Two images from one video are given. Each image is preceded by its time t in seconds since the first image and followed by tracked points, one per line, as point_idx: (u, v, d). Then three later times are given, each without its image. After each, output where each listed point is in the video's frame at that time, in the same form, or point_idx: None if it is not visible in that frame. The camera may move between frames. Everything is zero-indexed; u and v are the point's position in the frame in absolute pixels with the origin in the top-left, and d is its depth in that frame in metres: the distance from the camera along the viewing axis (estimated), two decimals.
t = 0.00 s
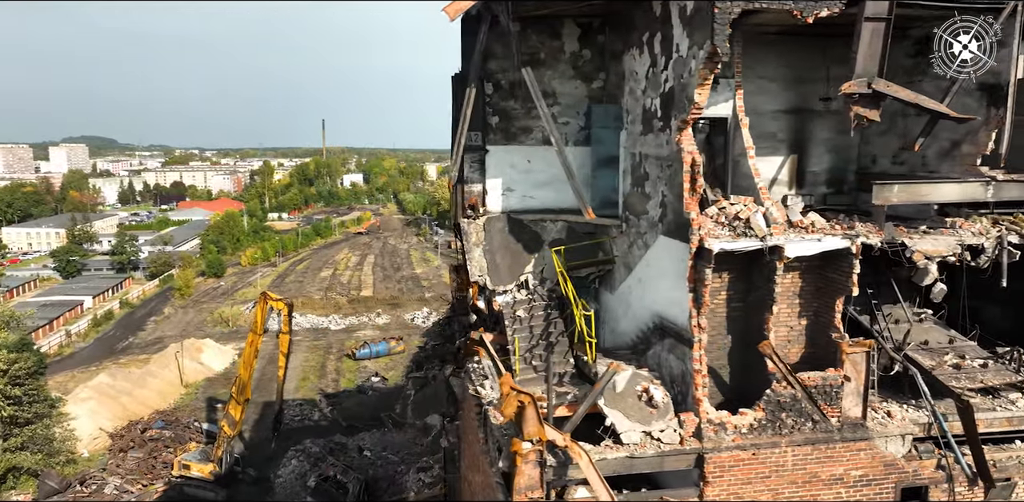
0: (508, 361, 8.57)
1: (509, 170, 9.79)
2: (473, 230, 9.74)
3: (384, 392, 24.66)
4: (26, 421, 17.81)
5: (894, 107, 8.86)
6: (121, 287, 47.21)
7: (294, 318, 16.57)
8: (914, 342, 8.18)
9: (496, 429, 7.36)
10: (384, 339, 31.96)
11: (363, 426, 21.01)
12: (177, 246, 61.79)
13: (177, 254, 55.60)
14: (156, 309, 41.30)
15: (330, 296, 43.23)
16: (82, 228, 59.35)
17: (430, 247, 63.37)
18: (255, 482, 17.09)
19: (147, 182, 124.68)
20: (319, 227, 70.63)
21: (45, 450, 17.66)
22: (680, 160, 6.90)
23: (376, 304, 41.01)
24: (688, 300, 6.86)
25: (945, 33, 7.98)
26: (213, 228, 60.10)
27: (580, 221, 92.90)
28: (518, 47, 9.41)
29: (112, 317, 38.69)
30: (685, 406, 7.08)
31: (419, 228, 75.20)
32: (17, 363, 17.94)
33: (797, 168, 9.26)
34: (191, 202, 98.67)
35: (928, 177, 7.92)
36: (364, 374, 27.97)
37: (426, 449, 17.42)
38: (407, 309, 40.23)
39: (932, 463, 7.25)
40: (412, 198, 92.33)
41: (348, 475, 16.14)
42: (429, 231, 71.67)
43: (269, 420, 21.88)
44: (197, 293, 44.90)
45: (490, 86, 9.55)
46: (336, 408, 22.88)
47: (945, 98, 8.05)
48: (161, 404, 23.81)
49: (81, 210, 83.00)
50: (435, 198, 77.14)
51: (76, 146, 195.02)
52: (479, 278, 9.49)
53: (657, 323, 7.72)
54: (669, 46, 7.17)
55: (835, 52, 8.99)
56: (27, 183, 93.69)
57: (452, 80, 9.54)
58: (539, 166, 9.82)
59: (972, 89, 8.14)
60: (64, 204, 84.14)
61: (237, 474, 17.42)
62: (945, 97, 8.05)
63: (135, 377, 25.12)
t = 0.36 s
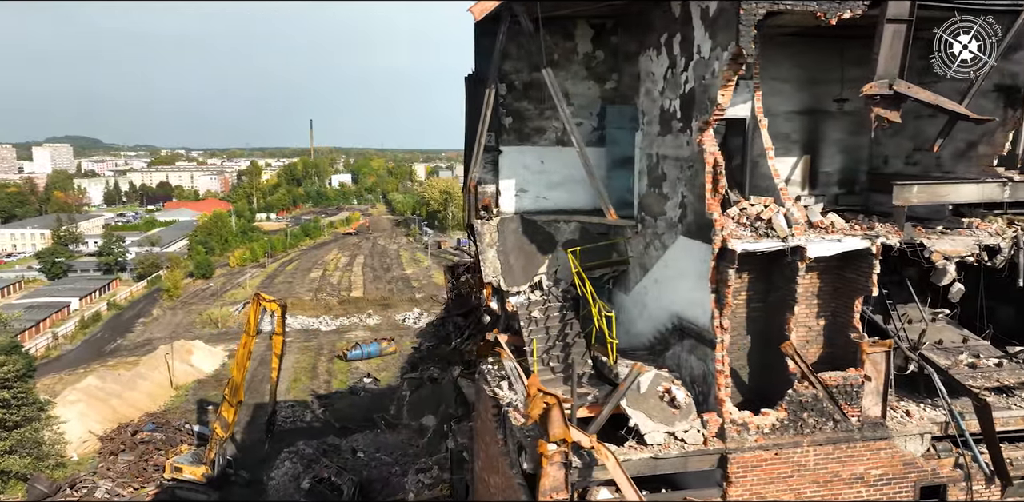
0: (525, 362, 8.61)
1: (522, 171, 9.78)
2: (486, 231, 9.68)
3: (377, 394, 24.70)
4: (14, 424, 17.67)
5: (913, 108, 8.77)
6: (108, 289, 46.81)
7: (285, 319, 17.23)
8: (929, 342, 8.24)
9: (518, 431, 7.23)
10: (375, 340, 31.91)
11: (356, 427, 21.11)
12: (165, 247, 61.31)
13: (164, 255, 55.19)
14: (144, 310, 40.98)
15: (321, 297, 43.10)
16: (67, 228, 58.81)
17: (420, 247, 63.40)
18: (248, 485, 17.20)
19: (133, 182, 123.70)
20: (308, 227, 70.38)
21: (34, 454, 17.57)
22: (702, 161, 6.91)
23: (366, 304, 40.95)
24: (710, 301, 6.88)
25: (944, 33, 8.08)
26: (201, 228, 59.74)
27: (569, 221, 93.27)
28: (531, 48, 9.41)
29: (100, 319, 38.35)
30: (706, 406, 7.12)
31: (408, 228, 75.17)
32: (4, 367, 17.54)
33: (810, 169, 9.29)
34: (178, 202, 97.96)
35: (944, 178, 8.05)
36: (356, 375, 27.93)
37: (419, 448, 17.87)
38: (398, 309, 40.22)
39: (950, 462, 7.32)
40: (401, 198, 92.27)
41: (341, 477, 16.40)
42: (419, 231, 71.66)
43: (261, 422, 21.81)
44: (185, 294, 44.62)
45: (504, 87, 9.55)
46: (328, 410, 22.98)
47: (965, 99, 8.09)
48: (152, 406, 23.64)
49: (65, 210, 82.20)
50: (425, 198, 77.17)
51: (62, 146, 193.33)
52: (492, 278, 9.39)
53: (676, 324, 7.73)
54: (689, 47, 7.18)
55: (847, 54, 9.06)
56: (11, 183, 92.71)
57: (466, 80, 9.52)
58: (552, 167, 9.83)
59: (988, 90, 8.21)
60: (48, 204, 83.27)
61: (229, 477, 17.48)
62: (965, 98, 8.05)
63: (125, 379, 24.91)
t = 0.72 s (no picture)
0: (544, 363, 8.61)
1: (535, 171, 9.80)
2: (501, 231, 9.63)
3: (369, 395, 24.68)
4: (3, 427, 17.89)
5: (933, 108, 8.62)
6: (95, 290, 46.34)
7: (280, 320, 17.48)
8: (943, 340, 8.31)
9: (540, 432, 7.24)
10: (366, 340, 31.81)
11: (348, 428, 21.14)
12: (152, 247, 60.78)
13: (152, 255, 54.73)
14: (132, 311, 40.62)
15: (310, 297, 42.90)
16: (52, 228, 58.21)
17: (409, 247, 63.29)
18: (241, 487, 17.08)
19: (119, 182, 122.57)
20: (297, 227, 70.04)
21: (22, 457, 17.46)
22: (723, 161, 6.94)
23: (356, 305, 40.85)
24: (732, 301, 6.90)
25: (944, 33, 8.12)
26: (189, 228, 59.27)
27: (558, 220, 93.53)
28: (545, 48, 9.40)
29: (87, 320, 38.01)
30: (728, 406, 7.13)
31: (397, 228, 75.01)
32: None
33: (822, 169, 9.36)
34: (164, 202, 97.19)
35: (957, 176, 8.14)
36: (347, 376, 27.86)
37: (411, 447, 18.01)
38: (389, 310, 40.14)
39: (967, 459, 7.43)
40: (390, 198, 92.09)
41: (336, 478, 16.24)
42: (409, 231, 71.51)
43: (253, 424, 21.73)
44: (173, 295, 44.32)
45: (518, 86, 9.55)
46: (320, 411, 22.93)
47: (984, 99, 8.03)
48: (141, 408, 23.48)
49: (49, 210, 81.22)
50: (414, 199, 77.03)
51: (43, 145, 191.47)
52: (507, 279, 9.44)
53: (695, 323, 7.75)
54: (709, 47, 7.20)
55: (859, 54, 9.11)
56: None
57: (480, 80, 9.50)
58: (565, 167, 9.85)
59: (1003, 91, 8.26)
60: (32, 204, 82.31)
61: (222, 479, 17.47)
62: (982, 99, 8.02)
63: (114, 381, 24.71)
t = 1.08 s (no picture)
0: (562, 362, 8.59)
1: (549, 171, 9.80)
2: (515, 231, 9.59)
3: (362, 396, 24.64)
4: None
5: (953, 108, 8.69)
6: (81, 292, 45.80)
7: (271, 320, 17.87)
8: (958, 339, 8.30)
9: (561, 432, 7.19)
10: (357, 341, 31.74)
11: (339, 430, 21.15)
12: (139, 248, 60.20)
13: (138, 256, 54.22)
14: (119, 313, 40.24)
15: (300, 298, 42.71)
16: (35, 229, 57.55)
17: (398, 247, 63.20)
18: (233, 490, 17.38)
19: (103, 183, 121.36)
20: (285, 228, 69.66)
21: (10, 461, 17.32)
22: (745, 161, 6.98)
23: (346, 305, 40.78)
24: (755, 300, 6.92)
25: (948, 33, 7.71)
26: (176, 229, 58.77)
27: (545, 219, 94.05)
28: (559, 48, 9.41)
29: (73, 322, 37.62)
30: (750, 405, 7.15)
31: (385, 229, 74.90)
32: None
33: (835, 169, 9.41)
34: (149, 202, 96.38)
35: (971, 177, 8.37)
36: (338, 377, 27.80)
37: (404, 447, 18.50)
38: (379, 310, 40.09)
39: (985, 456, 7.47)
40: (378, 198, 91.89)
41: (330, 480, 16.72)
42: (397, 231, 71.39)
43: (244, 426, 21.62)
44: (161, 296, 43.97)
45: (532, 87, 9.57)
46: (312, 413, 22.80)
47: (1002, 100, 8.07)
48: (130, 411, 23.27)
49: (32, 210, 80.24)
50: (402, 199, 76.97)
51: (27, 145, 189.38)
52: (521, 279, 9.37)
53: (715, 323, 7.77)
54: (730, 47, 7.22)
55: (871, 55, 9.16)
56: None
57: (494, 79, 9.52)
58: (579, 166, 9.83)
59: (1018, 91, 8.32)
60: (14, 205, 81.25)
61: (214, 482, 17.71)
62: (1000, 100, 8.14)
63: (102, 384, 24.46)
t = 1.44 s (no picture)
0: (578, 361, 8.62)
1: (562, 170, 9.79)
2: (529, 231, 9.53)
3: (353, 399, 24.95)
4: None
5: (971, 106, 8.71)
6: (65, 294, 45.15)
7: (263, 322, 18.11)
8: (971, 336, 8.40)
9: (582, 431, 7.17)
10: (347, 342, 31.65)
11: (331, 432, 21.38)
12: (124, 250, 59.48)
13: (123, 258, 53.60)
14: (105, 315, 39.78)
15: (288, 299, 42.47)
16: (16, 230, 56.72)
17: (386, 247, 63.07)
18: (223, 492, 17.43)
19: (86, 183, 119.86)
20: (272, 228, 69.19)
21: None
22: (766, 160, 7.00)
23: (335, 306, 40.64)
24: (776, 299, 6.94)
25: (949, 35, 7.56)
26: (161, 230, 58.11)
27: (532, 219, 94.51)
28: (571, 47, 9.39)
29: (58, 324, 37.11)
30: (771, 404, 7.18)
31: (373, 229, 74.75)
32: None
33: (847, 168, 9.48)
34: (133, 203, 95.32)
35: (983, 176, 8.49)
36: (328, 378, 27.73)
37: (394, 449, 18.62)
38: (368, 311, 39.97)
39: (1001, 453, 7.44)
40: (366, 199, 91.65)
41: (323, 482, 16.78)
42: (385, 231, 71.23)
43: (234, 429, 21.58)
44: (146, 298, 43.53)
45: (545, 86, 9.58)
46: (302, 415, 22.99)
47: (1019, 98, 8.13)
48: (118, 414, 23.02)
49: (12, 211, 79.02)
50: (389, 199, 76.88)
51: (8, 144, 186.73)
52: (534, 279, 9.33)
53: (733, 322, 7.77)
54: (749, 47, 7.23)
55: (882, 55, 9.19)
56: None
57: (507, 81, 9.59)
58: (591, 166, 9.83)
59: None
60: None
61: (204, 484, 17.77)
62: (1016, 97, 8.20)
63: (89, 387, 24.16)
